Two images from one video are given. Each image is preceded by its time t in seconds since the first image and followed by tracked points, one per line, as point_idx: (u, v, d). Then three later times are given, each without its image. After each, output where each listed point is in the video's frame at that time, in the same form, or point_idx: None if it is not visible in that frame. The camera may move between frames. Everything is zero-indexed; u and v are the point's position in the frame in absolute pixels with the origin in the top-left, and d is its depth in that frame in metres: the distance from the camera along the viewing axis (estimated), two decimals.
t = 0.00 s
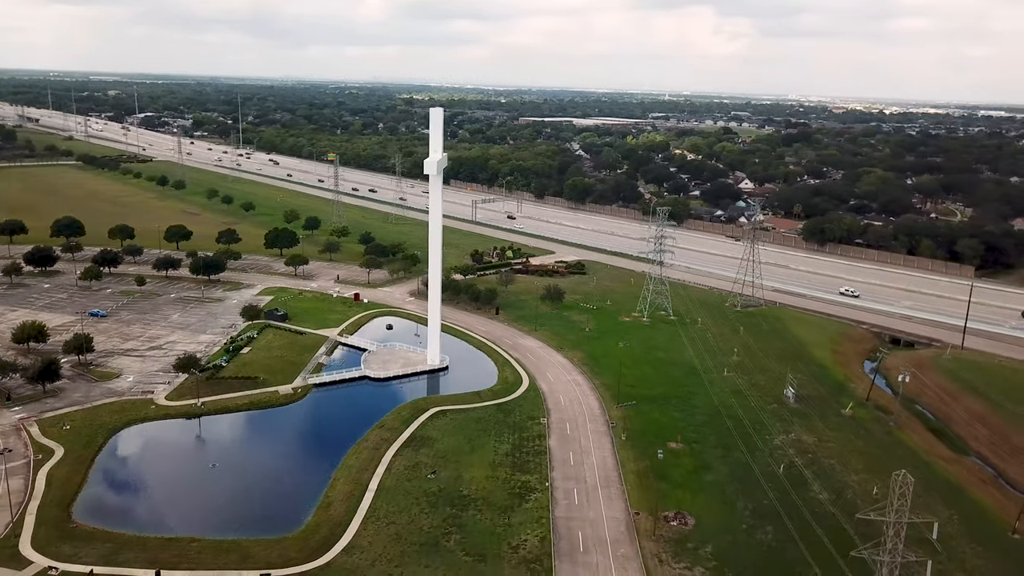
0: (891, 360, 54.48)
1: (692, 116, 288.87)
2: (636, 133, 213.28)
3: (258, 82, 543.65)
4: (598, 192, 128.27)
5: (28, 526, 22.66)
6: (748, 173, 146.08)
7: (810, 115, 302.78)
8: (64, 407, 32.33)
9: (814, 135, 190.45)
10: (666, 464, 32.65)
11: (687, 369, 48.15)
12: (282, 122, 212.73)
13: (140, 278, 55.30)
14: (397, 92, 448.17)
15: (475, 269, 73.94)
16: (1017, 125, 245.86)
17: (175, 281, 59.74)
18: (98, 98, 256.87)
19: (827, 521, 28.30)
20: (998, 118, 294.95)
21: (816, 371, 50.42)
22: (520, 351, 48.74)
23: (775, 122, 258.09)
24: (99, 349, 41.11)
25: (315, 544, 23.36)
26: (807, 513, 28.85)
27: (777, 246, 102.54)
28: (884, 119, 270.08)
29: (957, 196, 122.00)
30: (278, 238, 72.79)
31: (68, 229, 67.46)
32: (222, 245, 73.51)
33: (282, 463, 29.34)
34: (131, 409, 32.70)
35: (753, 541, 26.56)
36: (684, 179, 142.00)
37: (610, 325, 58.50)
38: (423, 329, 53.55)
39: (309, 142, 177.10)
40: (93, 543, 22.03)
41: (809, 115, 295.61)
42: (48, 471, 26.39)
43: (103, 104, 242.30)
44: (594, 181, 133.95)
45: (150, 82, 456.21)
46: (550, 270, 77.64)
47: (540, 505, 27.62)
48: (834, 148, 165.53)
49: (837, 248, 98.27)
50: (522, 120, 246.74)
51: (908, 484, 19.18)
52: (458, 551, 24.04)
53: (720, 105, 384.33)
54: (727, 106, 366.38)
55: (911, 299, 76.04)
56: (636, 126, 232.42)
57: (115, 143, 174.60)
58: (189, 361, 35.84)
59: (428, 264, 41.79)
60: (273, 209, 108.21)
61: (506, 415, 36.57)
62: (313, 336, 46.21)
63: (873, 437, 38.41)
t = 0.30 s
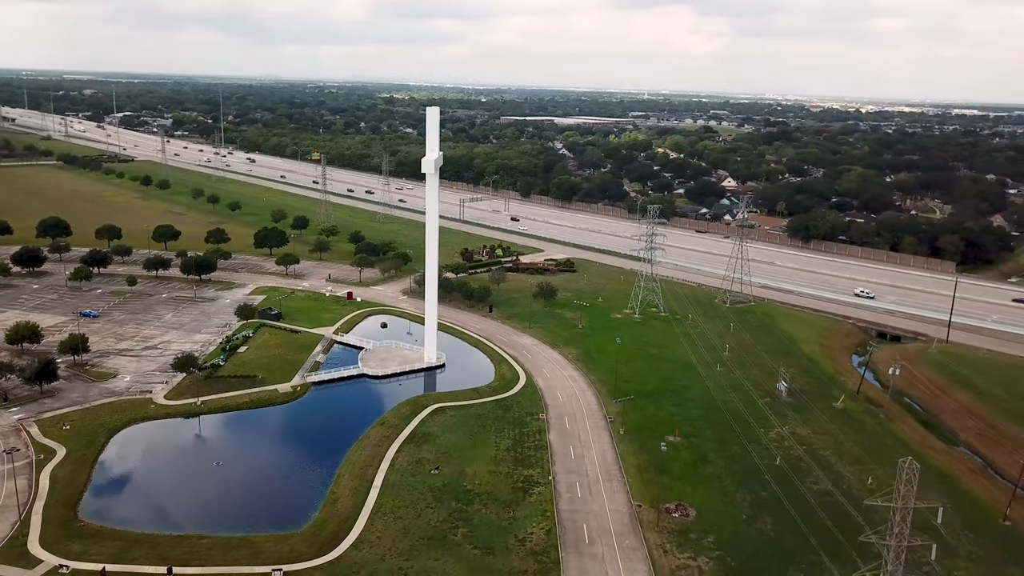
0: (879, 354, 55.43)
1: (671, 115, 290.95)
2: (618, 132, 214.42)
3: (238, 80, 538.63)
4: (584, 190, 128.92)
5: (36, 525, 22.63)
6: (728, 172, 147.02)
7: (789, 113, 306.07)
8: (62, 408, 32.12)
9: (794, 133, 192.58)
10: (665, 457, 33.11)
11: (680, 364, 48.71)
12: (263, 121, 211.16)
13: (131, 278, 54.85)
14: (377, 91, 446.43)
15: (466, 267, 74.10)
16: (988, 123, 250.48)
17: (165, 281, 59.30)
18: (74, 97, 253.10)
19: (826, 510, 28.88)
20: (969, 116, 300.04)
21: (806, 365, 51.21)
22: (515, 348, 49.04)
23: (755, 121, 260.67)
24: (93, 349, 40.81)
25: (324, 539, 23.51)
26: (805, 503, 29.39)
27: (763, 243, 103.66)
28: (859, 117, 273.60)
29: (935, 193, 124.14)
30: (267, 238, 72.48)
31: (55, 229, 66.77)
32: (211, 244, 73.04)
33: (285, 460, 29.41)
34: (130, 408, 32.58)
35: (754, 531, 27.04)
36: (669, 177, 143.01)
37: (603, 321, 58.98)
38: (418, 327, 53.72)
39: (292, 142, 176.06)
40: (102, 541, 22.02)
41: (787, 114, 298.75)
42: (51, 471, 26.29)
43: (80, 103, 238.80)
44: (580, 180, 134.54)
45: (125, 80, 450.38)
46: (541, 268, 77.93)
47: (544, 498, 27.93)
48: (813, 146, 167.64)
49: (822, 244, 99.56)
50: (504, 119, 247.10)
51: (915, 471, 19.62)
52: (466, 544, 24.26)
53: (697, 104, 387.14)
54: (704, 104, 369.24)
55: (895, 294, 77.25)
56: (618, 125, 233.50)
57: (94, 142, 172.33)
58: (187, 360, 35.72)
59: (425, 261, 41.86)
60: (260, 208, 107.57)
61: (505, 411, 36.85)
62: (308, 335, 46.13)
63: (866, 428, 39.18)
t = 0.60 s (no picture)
0: (867, 348, 56.41)
1: (651, 114, 293.07)
2: (600, 131, 215.33)
3: (215, 80, 532.53)
4: (570, 189, 129.50)
5: (43, 524, 22.58)
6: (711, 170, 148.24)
7: (767, 111, 309.16)
8: (61, 408, 31.96)
9: (774, 132, 194.71)
10: (663, 451, 33.56)
11: (673, 359, 49.29)
12: (245, 121, 209.62)
13: (122, 278, 54.43)
14: (358, 90, 444.69)
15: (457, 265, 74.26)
16: (962, 122, 254.51)
17: (156, 281, 58.89)
18: (50, 96, 249.42)
19: (823, 500, 29.48)
20: (942, 115, 304.72)
21: (797, 359, 52.02)
22: (510, 345, 49.33)
23: (734, 119, 263.00)
24: (88, 349, 40.53)
25: (333, 534, 23.67)
26: (802, 494, 29.94)
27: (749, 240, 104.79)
28: (836, 115, 276.92)
29: (914, 190, 126.11)
30: (257, 237, 72.20)
31: (41, 230, 66.11)
32: (200, 244, 72.59)
33: (289, 457, 29.53)
34: (130, 408, 32.49)
35: (753, 521, 27.52)
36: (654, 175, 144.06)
37: (595, 318, 59.43)
38: (413, 325, 53.84)
39: (275, 141, 175.03)
40: (111, 539, 22.06)
41: (766, 112, 301.75)
42: (55, 471, 26.21)
43: (56, 102, 235.35)
44: (566, 179, 135.14)
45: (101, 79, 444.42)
46: (531, 266, 78.29)
47: (547, 492, 28.25)
48: (793, 145, 169.56)
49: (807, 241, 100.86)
50: (485, 118, 247.00)
51: (919, 457, 20.12)
52: (473, 538, 24.51)
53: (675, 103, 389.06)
54: (683, 103, 371.76)
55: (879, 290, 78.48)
56: (599, 124, 234.50)
57: (73, 142, 170.09)
58: (185, 360, 35.61)
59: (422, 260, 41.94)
60: (246, 208, 106.90)
61: (504, 406, 37.12)
62: (304, 334, 46.09)
63: (856, 420, 39.98)
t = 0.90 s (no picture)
0: (856, 342, 57.37)
1: (633, 113, 294.68)
2: (584, 129, 216.06)
3: (194, 79, 527.24)
4: (557, 188, 129.93)
5: (52, 523, 22.58)
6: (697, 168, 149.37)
7: (747, 110, 311.78)
8: (60, 408, 31.80)
9: (755, 131, 196.52)
10: (662, 445, 34.02)
11: (667, 355, 49.84)
12: (226, 120, 207.97)
13: (114, 278, 54.04)
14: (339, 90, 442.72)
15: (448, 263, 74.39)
16: (938, 120, 258.28)
17: (148, 281, 58.49)
18: (26, 95, 245.78)
19: (822, 490, 30.06)
20: (918, 113, 309.20)
21: (788, 354, 52.79)
22: (505, 342, 49.62)
23: (714, 118, 265.00)
24: (83, 349, 40.26)
25: (342, 529, 23.85)
26: (800, 485, 30.53)
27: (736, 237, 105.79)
28: (815, 114, 279.98)
29: (895, 187, 127.96)
30: (247, 237, 71.90)
31: (28, 230, 65.48)
32: (190, 244, 72.15)
33: (293, 454, 29.66)
34: (130, 407, 32.41)
35: (753, 512, 28.02)
36: (640, 174, 144.98)
37: (588, 315, 59.85)
38: (408, 323, 53.92)
39: (259, 140, 173.89)
40: (121, 537, 22.09)
41: (746, 111, 304.21)
42: (59, 470, 26.13)
43: (33, 100, 231.89)
44: (552, 178, 135.60)
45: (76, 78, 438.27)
46: (521, 264, 78.51)
47: (551, 486, 28.58)
48: (774, 143, 171.33)
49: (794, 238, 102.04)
50: (469, 117, 247.08)
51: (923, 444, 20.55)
52: (481, 531, 24.78)
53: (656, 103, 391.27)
54: (664, 102, 373.89)
55: (866, 286, 79.52)
56: (581, 123, 235.45)
57: (53, 142, 167.86)
58: (185, 359, 35.57)
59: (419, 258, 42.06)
60: (234, 208, 106.22)
61: (504, 403, 37.39)
62: (300, 332, 46.06)
63: (849, 412, 40.70)
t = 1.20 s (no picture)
0: (846, 337, 58.28)
1: (615, 111, 296.19)
2: (568, 128, 216.68)
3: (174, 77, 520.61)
4: (544, 186, 130.27)
5: (61, 521, 22.60)
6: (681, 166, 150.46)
7: (728, 108, 314.12)
8: (61, 408, 31.68)
9: (737, 130, 198.24)
10: (661, 438, 34.47)
11: (662, 351, 50.34)
12: (209, 119, 206.28)
13: (106, 278, 53.65)
14: (321, 88, 440.43)
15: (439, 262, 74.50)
16: (914, 118, 261.68)
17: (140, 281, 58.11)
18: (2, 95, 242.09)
19: (820, 481, 30.63)
20: (893, 111, 313.30)
21: (780, 349, 53.50)
22: (501, 339, 49.92)
23: (695, 116, 267.30)
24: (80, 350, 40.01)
25: (352, 524, 24.04)
26: (798, 476, 31.07)
27: (724, 234, 106.67)
28: (793, 112, 282.77)
29: (877, 184, 129.71)
30: (238, 237, 71.56)
31: (15, 231, 64.77)
32: (180, 244, 71.69)
33: (297, 451, 29.79)
34: (131, 406, 32.32)
35: (754, 503, 28.50)
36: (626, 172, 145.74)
37: (582, 312, 60.28)
38: (404, 321, 54.02)
39: (243, 139, 172.72)
40: (132, 534, 22.17)
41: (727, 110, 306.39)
42: (64, 469, 26.09)
43: (9, 100, 228.48)
44: (539, 176, 135.92)
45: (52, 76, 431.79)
46: (513, 262, 78.80)
47: (555, 479, 28.91)
48: (756, 142, 172.96)
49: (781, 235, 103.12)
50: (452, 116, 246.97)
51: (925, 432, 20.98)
52: (488, 524, 25.05)
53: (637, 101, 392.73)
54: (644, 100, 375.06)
55: (854, 282, 80.60)
56: (565, 122, 236.26)
57: (33, 142, 165.59)
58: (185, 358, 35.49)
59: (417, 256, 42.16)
60: (221, 207, 105.51)
61: (504, 398, 37.67)
62: (297, 331, 46.01)
63: (843, 405, 41.41)
